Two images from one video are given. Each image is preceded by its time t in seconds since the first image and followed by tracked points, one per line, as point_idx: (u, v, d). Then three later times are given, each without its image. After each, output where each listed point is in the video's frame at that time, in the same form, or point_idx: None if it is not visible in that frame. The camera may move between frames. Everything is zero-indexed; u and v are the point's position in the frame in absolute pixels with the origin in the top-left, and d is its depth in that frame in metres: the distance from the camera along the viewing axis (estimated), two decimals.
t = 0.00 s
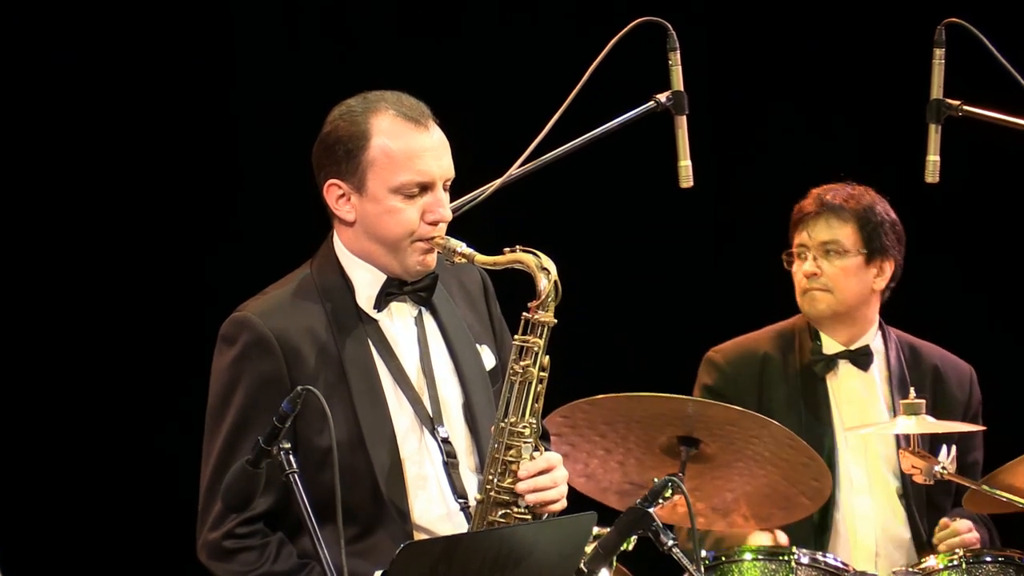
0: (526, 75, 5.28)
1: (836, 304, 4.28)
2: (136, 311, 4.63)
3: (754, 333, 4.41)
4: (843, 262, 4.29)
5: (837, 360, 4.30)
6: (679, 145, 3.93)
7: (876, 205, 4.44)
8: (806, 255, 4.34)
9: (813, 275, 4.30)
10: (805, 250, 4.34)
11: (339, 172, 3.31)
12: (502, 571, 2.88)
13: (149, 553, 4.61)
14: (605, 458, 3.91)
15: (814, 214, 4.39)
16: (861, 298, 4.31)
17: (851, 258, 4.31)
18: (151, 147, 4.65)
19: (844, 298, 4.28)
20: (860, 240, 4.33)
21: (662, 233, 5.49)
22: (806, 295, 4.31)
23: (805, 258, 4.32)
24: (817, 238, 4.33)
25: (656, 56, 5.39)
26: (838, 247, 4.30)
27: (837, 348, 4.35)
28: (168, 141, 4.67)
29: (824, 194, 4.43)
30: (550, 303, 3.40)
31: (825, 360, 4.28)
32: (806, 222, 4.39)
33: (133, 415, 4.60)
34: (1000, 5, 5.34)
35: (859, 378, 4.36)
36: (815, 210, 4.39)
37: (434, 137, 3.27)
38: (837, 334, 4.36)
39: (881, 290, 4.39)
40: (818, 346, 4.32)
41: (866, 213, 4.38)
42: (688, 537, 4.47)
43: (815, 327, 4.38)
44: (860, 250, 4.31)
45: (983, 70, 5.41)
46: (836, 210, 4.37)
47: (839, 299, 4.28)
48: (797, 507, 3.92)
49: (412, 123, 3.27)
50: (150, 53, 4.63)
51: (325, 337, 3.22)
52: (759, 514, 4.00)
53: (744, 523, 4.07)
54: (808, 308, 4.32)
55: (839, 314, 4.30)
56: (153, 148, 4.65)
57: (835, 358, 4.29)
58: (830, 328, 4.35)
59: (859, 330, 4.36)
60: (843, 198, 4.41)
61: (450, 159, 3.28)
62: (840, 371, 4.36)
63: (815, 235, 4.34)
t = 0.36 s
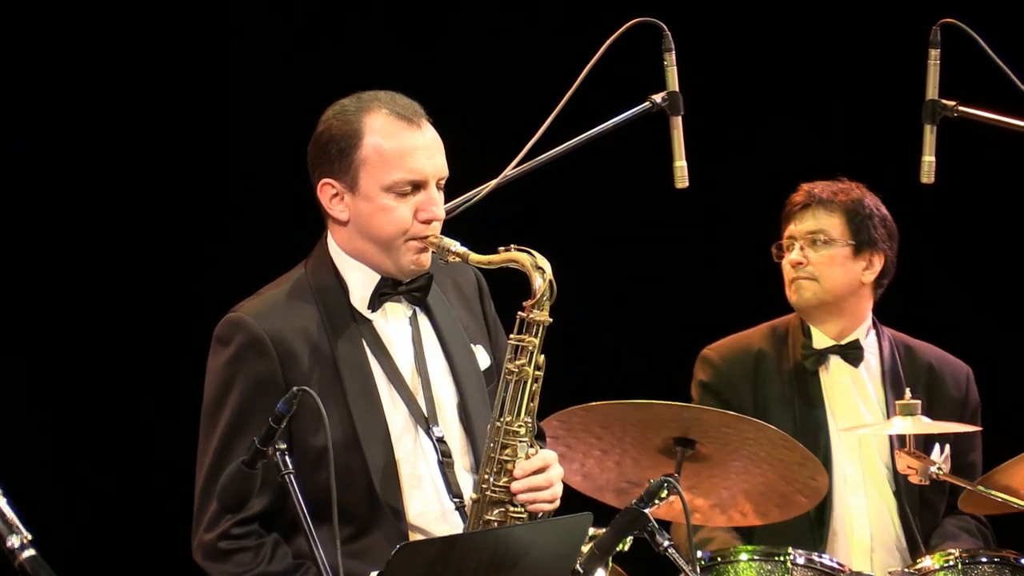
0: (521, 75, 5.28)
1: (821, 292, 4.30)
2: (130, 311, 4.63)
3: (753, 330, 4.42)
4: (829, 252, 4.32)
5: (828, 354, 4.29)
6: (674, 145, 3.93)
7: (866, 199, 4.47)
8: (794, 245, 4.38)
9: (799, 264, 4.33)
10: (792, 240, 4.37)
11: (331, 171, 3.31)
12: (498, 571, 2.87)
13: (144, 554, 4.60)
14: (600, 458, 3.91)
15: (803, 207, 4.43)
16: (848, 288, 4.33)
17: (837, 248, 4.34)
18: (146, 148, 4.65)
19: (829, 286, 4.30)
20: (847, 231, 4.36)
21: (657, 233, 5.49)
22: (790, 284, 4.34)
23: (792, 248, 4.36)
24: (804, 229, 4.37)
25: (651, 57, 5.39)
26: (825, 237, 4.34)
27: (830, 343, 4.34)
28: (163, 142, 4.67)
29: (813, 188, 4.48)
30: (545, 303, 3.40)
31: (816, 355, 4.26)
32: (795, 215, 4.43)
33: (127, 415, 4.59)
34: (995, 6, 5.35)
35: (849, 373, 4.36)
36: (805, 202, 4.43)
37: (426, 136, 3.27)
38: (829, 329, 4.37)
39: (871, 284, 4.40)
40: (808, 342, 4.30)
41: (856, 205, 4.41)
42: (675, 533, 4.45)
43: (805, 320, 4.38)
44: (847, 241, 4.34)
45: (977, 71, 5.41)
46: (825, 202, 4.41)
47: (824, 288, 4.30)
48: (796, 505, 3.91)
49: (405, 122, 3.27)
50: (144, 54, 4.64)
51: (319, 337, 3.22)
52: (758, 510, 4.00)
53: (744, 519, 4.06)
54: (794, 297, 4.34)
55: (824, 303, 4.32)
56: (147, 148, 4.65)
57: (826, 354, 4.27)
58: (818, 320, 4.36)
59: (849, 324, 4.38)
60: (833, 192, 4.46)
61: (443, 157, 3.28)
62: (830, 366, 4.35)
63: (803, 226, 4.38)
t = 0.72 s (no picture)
0: (519, 76, 5.28)
1: (865, 318, 4.24)
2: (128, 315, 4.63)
3: (745, 338, 4.42)
4: (871, 277, 4.23)
5: (833, 365, 4.29)
6: (673, 146, 3.93)
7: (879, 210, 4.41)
8: (834, 268, 4.25)
9: (847, 291, 4.21)
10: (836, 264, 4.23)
11: (331, 173, 3.31)
12: (497, 571, 2.87)
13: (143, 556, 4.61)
14: (599, 459, 3.91)
15: (838, 224, 4.27)
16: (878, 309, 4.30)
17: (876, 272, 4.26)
18: (144, 150, 4.65)
19: (871, 312, 4.25)
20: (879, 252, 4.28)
21: (656, 235, 5.49)
22: (835, 309, 4.23)
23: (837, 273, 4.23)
24: (847, 253, 4.23)
25: (649, 57, 5.39)
26: (868, 262, 4.23)
27: (837, 355, 4.33)
28: (161, 144, 4.67)
29: (836, 200, 4.33)
30: (543, 306, 3.40)
31: (822, 366, 4.27)
32: (830, 232, 4.27)
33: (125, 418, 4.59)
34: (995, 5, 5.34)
35: (855, 383, 4.37)
36: (840, 220, 4.27)
37: (427, 140, 3.27)
38: (839, 341, 4.33)
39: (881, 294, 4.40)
40: (813, 351, 4.30)
41: (880, 221, 4.33)
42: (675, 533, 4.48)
43: (830, 337, 4.32)
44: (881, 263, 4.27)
45: (976, 70, 5.41)
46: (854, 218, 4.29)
47: (867, 314, 4.25)
48: (794, 504, 3.91)
49: (405, 125, 3.27)
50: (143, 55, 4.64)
51: (318, 338, 3.22)
52: (756, 509, 3.99)
53: (743, 517, 4.05)
54: (836, 320, 4.24)
55: (863, 326, 4.27)
56: (145, 150, 4.65)
57: (831, 366, 4.28)
58: (843, 339, 4.32)
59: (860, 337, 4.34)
60: (856, 205, 4.33)
61: (443, 161, 3.28)
62: (835, 378, 4.36)
63: (843, 247, 4.24)
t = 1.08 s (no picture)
0: (517, 75, 5.28)
1: (849, 307, 4.26)
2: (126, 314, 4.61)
3: (739, 340, 4.43)
4: (855, 265, 4.27)
5: (824, 360, 4.30)
6: (669, 147, 3.94)
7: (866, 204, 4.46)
8: (817, 255, 4.29)
9: (830, 278, 4.25)
10: (818, 251, 4.27)
11: (328, 173, 3.31)
12: (494, 571, 2.87)
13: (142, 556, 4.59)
14: (595, 460, 3.91)
15: (823, 213, 4.32)
16: (863, 300, 4.32)
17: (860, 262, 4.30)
18: (142, 150, 4.65)
19: (855, 300, 4.27)
20: (864, 242, 4.33)
21: (654, 235, 5.49)
22: (819, 296, 4.27)
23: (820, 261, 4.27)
24: (830, 240, 4.28)
25: (647, 58, 5.39)
26: (851, 250, 4.27)
27: (826, 349, 4.33)
28: (159, 144, 4.67)
29: (823, 190, 4.39)
30: (539, 306, 3.40)
31: (813, 360, 4.28)
32: (816, 221, 4.32)
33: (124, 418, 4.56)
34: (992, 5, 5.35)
35: (846, 377, 4.36)
36: (825, 208, 4.32)
37: (424, 141, 3.27)
38: (826, 334, 4.34)
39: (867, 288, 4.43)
40: (804, 348, 4.31)
41: (866, 213, 4.38)
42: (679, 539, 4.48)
43: (815, 328, 4.34)
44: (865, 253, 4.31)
45: (973, 70, 5.41)
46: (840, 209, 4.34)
47: (851, 303, 4.27)
48: (790, 505, 3.91)
49: (403, 126, 3.27)
50: (140, 55, 4.64)
51: (315, 339, 3.22)
52: (753, 509, 3.99)
53: (740, 517, 4.05)
54: (820, 308, 4.27)
55: (847, 316, 4.29)
56: (143, 150, 4.65)
57: (823, 359, 4.29)
58: (827, 330, 4.33)
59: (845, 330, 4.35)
60: (842, 196, 4.39)
61: (440, 162, 3.28)
62: (825, 371, 4.35)
63: (827, 235, 4.28)
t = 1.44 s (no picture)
0: (517, 75, 5.28)
1: (845, 299, 4.27)
2: (127, 313, 4.61)
3: (738, 337, 4.43)
4: (853, 258, 4.29)
5: (822, 357, 4.29)
6: (669, 147, 3.95)
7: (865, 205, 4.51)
8: (815, 247, 4.32)
9: (827, 269, 4.27)
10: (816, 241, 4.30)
11: (328, 173, 3.31)
12: (491, 572, 2.87)
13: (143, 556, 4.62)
14: (594, 461, 3.91)
15: (822, 207, 4.37)
16: (860, 295, 4.33)
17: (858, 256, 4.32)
18: (142, 149, 4.65)
19: (852, 293, 4.28)
20: (862, 238, 4.36)
21: (654, 235, 5.49)
22: (816, 287, 4.27)
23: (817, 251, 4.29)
24: (828, 232, 4.31)
25: (646, 58, 5.39)
26: (849, 243, 4.30)
27: (825, 346, 4.32)
28: (162, 143, 4.67)
29: (823, 187, 4.44)
30: (538, 308, 3.40)
31: (811, 358, 4.27)
32: (815, 215, 4.36)
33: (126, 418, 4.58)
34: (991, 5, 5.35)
35: (844, 374, 4.36)
36: (824, 202, 4.37)
37: (424, 142, 3.26)
38: (825, 331, 4.35)
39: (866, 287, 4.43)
40: (802, 345, 4.30)
41: (864, 210, 4.42)
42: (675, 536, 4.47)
43: (812, 321, 4.34)
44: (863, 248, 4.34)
45: (973, 70, 5.41)
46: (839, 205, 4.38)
47: (847, 295, 4.28)
48: (790, 504, 3.91)
49: (403, 127, 3.27)
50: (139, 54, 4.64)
51: (313, 340, 3.22)
52: (753, 509, 3.99)
53: (740, 517, 4.05)
54: (816, 300, 4.27)
55: (844, 309, 4.30)
56: (142, 150, 4.65)
57: (819, 356, 4.27)
58: (824, 324, 4.33)
59: (843, 327, 4.35)
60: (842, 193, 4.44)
61: (440, 164, 3.27)
62: (824, 367, 4.36)
63: (824, 228, 4.32)
